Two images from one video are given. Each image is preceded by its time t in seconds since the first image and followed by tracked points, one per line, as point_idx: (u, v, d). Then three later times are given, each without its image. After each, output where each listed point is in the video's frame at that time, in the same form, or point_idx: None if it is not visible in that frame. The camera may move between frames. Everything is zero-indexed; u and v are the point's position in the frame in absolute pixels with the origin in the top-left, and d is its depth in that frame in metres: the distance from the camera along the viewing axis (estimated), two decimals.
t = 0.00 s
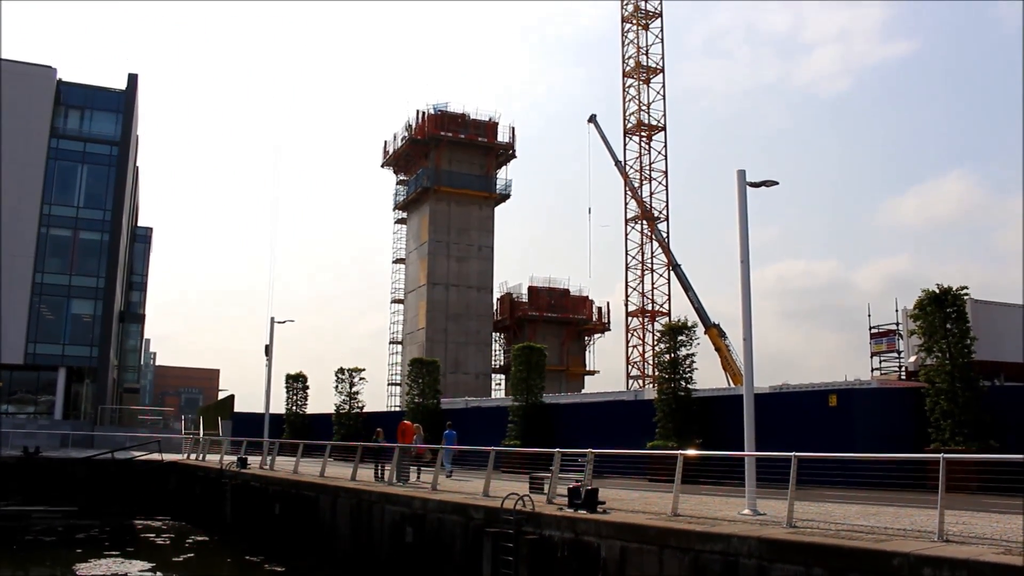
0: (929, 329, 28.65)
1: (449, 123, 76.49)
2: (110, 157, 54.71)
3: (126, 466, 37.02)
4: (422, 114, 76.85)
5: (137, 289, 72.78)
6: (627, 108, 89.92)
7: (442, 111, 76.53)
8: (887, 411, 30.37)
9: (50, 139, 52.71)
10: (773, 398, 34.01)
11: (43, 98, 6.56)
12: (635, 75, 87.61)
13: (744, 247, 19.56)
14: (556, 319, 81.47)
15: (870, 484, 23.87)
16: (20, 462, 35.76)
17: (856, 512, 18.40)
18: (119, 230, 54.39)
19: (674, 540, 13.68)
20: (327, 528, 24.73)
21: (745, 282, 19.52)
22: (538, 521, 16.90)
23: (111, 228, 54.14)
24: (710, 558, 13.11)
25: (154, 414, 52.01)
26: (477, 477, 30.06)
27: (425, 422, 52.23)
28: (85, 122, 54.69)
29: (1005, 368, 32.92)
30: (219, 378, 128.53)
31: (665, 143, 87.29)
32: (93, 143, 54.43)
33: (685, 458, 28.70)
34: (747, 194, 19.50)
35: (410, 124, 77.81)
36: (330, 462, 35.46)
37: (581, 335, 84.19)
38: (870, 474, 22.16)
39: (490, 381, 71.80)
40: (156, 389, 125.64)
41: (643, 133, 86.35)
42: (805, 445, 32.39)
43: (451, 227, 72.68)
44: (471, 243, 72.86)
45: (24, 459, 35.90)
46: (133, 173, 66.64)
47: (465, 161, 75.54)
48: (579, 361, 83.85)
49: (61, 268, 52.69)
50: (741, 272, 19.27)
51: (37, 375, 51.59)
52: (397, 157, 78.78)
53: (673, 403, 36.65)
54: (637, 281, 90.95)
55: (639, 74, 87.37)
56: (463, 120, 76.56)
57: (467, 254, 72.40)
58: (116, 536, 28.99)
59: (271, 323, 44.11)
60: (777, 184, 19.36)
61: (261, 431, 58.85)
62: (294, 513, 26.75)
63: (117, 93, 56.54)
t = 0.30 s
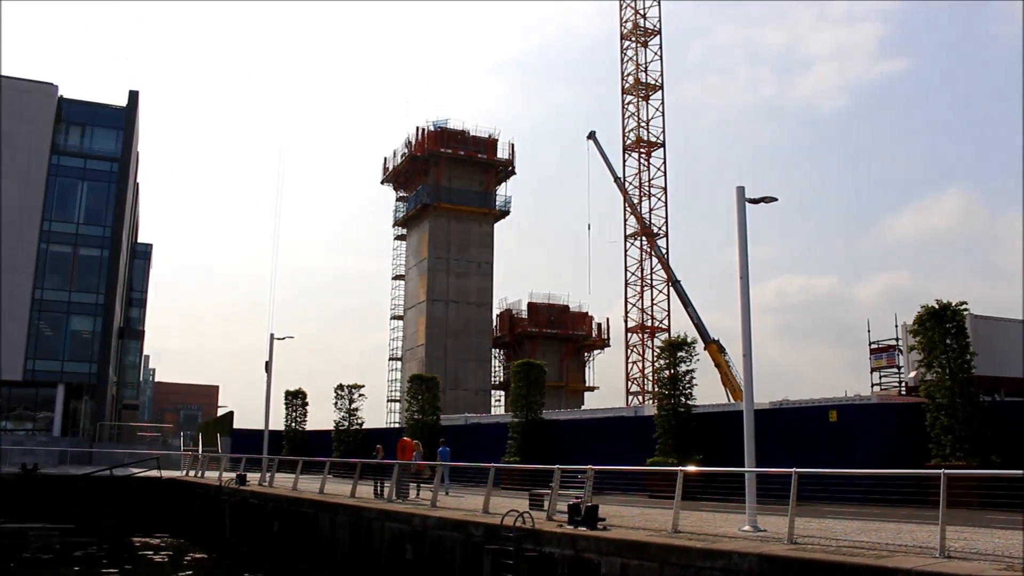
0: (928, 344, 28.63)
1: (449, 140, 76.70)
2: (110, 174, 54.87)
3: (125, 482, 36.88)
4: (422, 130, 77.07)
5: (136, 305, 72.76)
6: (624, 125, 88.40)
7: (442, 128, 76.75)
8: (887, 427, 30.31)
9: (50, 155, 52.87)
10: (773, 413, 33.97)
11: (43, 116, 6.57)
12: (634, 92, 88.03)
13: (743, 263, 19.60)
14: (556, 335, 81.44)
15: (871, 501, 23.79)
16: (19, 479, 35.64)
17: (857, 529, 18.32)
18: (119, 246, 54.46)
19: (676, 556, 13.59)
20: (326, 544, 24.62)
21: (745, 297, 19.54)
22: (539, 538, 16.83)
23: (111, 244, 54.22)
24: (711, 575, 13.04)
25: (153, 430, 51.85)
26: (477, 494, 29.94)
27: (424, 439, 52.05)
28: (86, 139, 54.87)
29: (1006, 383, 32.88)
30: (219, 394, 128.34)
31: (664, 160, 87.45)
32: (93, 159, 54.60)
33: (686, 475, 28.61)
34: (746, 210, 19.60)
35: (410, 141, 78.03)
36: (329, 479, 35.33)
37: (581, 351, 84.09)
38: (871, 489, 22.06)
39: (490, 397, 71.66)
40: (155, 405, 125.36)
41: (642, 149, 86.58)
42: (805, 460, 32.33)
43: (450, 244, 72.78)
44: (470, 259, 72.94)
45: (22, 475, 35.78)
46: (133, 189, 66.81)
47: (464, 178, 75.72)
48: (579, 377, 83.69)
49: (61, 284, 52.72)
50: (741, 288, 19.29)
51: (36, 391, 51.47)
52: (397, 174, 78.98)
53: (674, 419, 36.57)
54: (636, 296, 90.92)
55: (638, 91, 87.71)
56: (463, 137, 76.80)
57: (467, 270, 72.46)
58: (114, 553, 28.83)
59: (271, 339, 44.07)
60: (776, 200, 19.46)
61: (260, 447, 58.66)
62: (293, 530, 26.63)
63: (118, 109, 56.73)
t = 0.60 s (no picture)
0: (922, 359, 28.70)
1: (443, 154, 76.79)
2: (104, 186, 54.83)
3: (116, 495, 36.61)
4: (416, 144, 77.14)
5: (129, 318, 72.52)
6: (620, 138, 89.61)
7: (436, 142, 76.83)
8: (879, 443, 30.30)
9: (44, 168, 52.82)
10: (766, 427, 33.96)
11: (38, 129, 6.53)
12: (628, 106, 88.42)
13: (737, 277, 19.69)
14: (549, 349, 81.44)
15: (865, 515, 23.77)
16: (9, 491, 35.36)
17: (851, 544, 18.31)
18: (112, 259, 54.34)
19: (668, 570, 13.58)
20: (318, 558, 24.49)
21: (738, 312, 19.62)
22: (531, 552, 16.77)
23: (104, 256, 54.11)
24: None
25: (145, 443, 51.59)
26: (470, 508, 29.78)
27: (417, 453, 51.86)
28: (80, 151, 54.81)
29: (999, 398, 32.98)
30: (211, 407, 127.81)
31: (657, 174, 87.69)
32: (87, 172, 54.59)
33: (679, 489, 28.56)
34: (738, 224, 19.73)
35: (404, 155, 78.11)
36: (321, 493, 35.17)
37: (574, 366, 84.05)
38: (864, 502, 22.08)
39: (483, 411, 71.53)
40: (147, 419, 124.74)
41: (635, 164, 86.88)
42: (800, 476, 32.32)
43: (444, 257, 72.82)
44: (464, 273, 72.97)
45: (12, 488, 35.52)
46: (127, 201, 66.80)
47: (458, 192, 75.83)
48: (572, 391, 83.57)
49: (53, 296, 52.53)
50: (734, 303, 19.38)
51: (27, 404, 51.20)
52: (391, 187, 79.04)
53: (667, 434, 36.57)
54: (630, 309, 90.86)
55: (632, 106, 88.12)
56: (457, 151, 76.94)
57: (460, 284, 72.48)
58: (104, 567, 28.63)
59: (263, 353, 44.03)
60: (769, 215, 19.62)
61: (253, 461, 58.36)
62: (285, 543, 26.48)
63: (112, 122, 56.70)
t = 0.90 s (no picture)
0: (917, 370, 28.76)
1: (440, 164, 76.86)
2: (100, 195, 54.80)
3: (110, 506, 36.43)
4: (413, 154, 77.23)
5: (124, 327, 72.32)
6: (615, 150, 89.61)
7: (433, 152, 76.93)
8: (875, 454, 30.30)
9: (40, 177, 52.81)
10: (763, 439, 33.96)
11: (32, 139, 6.50)
12: (624, 118, 88.69)
13: (733, 289, 19.78)
14: (545, 360, 81.43)
15: (860, 526, 23.76)
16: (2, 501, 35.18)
17: (846, 556, 18.28)
18: (107, 268, 54.27)
19: None
20: (313, 569, 24.38)
21: (735, 323, 19.68)
22: (527, 563, 16.73)
23: (100, 265, 54.05)
24: None
25: (139, 453, 51.39)
26: (465, 519, 29.69)
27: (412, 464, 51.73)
28: (76, 160, 54.80)
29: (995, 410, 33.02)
30: (206, 417, 127.35)
31: (653, 186, 87.91)
32: (84, 181, 54.60)
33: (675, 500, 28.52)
34: (735, 236, 19.86)
35: (400, 165, 78.22)
36: (317, 504, 35.05)
37: (570, 376, 84.01)
38: (859, 513, 22.10)
39: (479, 422, 71.43)
40: (141, 428, 124.27)
41: (631, 175, 87.12)
42: (796, 487, 32.29)
43: (440, 268, 72.85)
44: (460, 284, 73.00)
45: (6, 498, 35.34)
46: (122, 210, 66.71)
47: (455, 202, 75.90)
48: (567, 402, 83.48)
49: (48, 306, 52.41)
50: (731, 314, 19.47)
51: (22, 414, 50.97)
52: (387, 197, 79.07)
53: (663, 445, 36.56)
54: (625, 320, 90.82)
55: (628, 117, 88.43)
56: (453, 161, 76.97)
57: (456, 294, 72.48)
58: None
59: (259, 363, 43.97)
60: (764, 227, 19.75)
61: (247, 471, 58.17)
62: (280, 554, 26.38)
63: (109, 131, 56.69)
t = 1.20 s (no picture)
0: (918, 384, 28.71)
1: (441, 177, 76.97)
2: (102, 208, 54.92)
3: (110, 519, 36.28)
4: (414, 167, 77.37)
5: (124, 340, 72.33)
6: (615, 163, 86.72)
7: (434, 165, 77.07)
8: (876, 468, 30.21)
9: (42, 189, 52.94)
10: (764, 452, 33.88)
11: (30, 149, 6.48)
12: (625, 131, 88.89)
13: (734, 302, 19.79)
14: (545, 373, 81.32)
15: (862, 540, 23.65)
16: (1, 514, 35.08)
17: (849, 570, 18.19)
18: (108, 280, 54.31)
19: None
20: None
21: (736, 336, 19.69)
22: None
23: (101, 278, 54.09)
24: None
25: (139, 466, 51.26)
26: (466, 533, 29.54)
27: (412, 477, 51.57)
28: (78, 173, 54.94)
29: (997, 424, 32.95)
30: (207, 430, 127.02)
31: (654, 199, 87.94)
32: (86, 194, 54.74)
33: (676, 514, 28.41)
34: (736, 249, 19.91)
35: (401, 178, 78.38)
36: (317, 517, 34.92)
37: (570, 390, 83.86)
38: (861, 526, 22.01)
39: (479, 434, 71.26)
40: (142, 440, 124.03)
41: (632, 188, 87.23)
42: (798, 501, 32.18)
43: (441, 281, 72.87)
44: (461, 297, 72.98)
45: (5, 510, 35.24)
46: (124, 222, 66.83)
47: (456, 215, 75.97)
48: (568, 416, 83.24)
49: (49, 318, 52.42)
50: (732, 326, 19.50)
51: (22, 426, 50.89)
52: (388, 210, 79.14)
53: (664, 458, 36.46)
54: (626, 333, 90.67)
55: (629, 130, 88.61)
56: (454, 174, 77.06)
57: (457, 307, 72.46)
58: None
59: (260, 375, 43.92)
60: (764, 240, 19.82)
61: (247, 484, 58.00)
62: (280, 567, 26.24)
63: (110, 143, 56.81)
